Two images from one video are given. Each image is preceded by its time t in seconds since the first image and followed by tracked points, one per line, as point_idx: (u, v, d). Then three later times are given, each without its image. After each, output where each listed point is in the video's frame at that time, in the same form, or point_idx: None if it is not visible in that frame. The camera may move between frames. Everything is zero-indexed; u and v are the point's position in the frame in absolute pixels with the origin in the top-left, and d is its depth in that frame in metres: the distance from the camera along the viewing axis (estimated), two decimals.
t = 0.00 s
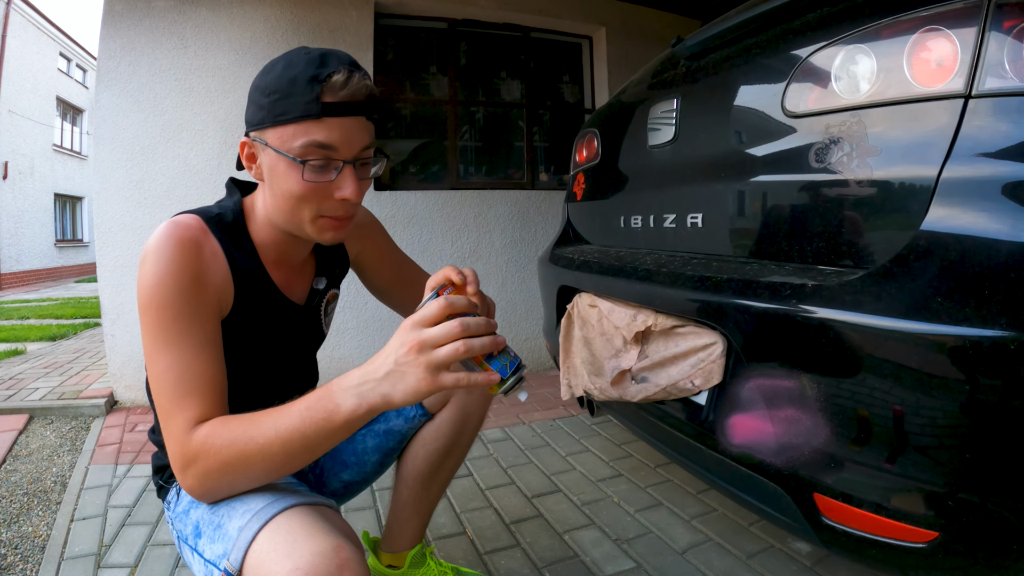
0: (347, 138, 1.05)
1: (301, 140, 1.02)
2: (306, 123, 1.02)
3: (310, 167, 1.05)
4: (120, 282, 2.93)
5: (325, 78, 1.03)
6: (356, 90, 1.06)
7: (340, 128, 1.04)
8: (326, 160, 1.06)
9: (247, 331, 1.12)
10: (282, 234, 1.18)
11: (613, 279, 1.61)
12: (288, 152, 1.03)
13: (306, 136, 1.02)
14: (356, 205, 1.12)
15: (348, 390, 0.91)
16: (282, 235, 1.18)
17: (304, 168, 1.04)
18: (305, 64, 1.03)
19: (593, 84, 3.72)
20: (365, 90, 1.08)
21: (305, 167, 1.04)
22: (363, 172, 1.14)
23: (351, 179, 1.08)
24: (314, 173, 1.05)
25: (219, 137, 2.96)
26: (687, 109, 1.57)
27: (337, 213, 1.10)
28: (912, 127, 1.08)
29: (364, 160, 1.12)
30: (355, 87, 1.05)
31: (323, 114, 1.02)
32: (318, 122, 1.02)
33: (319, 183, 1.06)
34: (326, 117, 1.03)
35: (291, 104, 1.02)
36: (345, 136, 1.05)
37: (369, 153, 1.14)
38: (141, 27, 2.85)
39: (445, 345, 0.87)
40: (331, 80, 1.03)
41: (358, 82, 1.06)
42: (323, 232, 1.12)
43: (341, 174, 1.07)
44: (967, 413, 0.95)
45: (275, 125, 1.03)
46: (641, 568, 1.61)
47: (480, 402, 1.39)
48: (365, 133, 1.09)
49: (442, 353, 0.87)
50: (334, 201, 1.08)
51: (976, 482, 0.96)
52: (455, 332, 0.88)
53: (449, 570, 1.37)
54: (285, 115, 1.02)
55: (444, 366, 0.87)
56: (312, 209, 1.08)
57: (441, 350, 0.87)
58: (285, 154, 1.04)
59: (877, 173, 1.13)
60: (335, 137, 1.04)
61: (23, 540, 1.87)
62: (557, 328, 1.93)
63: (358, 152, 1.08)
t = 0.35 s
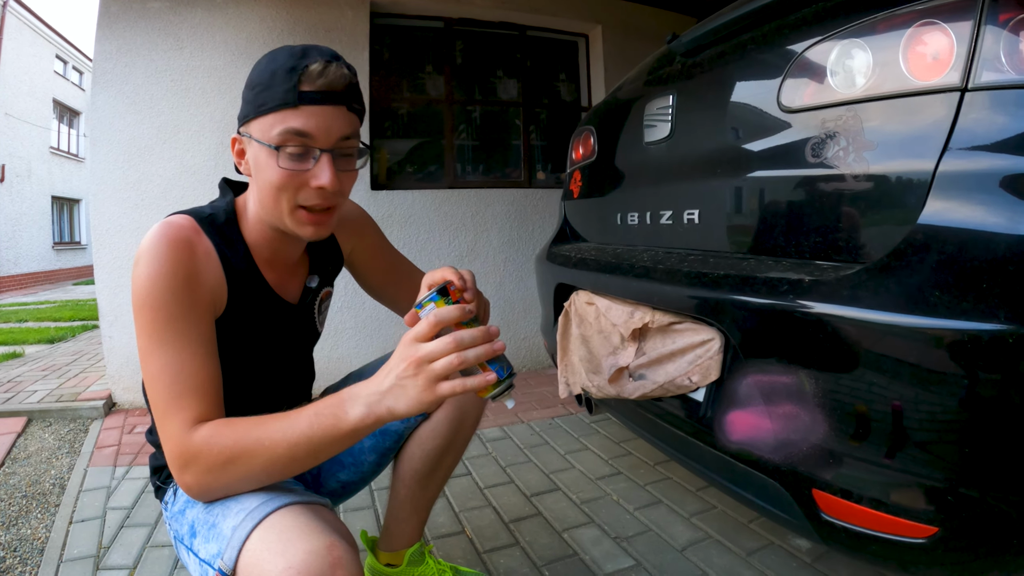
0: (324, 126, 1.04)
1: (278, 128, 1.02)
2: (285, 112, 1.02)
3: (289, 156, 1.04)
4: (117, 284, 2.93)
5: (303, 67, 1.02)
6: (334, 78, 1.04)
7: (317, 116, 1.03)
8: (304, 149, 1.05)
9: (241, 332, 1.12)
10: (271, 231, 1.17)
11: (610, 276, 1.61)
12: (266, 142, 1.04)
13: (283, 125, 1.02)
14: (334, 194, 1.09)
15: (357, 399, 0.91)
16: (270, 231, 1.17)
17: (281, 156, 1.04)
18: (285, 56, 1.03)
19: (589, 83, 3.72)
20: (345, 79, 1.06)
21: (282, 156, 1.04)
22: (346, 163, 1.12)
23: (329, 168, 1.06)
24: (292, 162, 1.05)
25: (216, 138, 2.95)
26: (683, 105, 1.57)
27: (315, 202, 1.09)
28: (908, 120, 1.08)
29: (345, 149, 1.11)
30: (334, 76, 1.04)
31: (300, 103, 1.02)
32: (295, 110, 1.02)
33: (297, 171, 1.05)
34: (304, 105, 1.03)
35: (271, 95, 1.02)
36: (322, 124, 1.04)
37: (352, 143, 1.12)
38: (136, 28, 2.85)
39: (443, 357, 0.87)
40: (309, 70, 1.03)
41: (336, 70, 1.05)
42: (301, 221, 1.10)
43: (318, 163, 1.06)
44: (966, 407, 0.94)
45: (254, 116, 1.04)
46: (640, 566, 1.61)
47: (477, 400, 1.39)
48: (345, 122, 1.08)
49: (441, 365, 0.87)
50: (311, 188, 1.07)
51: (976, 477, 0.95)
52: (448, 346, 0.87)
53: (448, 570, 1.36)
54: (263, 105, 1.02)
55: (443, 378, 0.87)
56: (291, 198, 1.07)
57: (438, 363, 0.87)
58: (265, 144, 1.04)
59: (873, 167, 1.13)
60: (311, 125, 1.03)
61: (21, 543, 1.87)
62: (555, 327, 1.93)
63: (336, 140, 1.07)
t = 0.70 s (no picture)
0: (309, 113, 1.07)
1: (269, 115, 1.09)
2: (278, 101, 1.09)
3: (278, 142, 1.09)
4: (121, 286, 2.93)
5: (300, 62, 1.09)
6: (327, 71, 1.09)
7: (305, 104, 1.08)
8: (292, 136, 1.08)
9: (253, 332, 1.12)
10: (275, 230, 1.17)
11: (615, 279, 1.61)
12: (261, 130, 1.10)
13: (273, 112, 1.08)
14: (318, 182, 1.08)
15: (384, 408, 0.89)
16: (274, 230, 1.17)
17: (271, 143, 1.09)
18: (290, 55, 1.12)
19: (592, 85, 3.73)
20: (340, 73, 1.10)
21: (272, 141, 1.09)
22: (338, 156, 1.11)
23: (308, 154, 1.07)
24: (279, 148, 1.08)
25: (220, 140, 2.96)
26: (687, 109, 1.58)
27: (299, 191, 1.08)
28: (913, 124, 1.08)
29: (338, 142, 1.11)
30: (328, 68, 1.09)
31: (291, 91, 1.08)
32: (285, 98, 1.08)
33: (284, 157, 1.08)
34: (294, 93, 1.08)
35: (270, 88, 1.11)
36: (308, 111, 1.07)
37: (347, 138, 1.12)
38: (141, 31, 2.86)
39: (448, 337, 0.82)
40: (305, 63, 1.09)
41: (332, 65, 1.10)
42: (285, 210, 1.08)
43: (301, 149, 1.08)
44: (971, 410, 0.95)
45: (258, 106, 1.13)
46: (644, 568, 1.61)
47: (484, 403, 1.40)
48: (336, 113, 1.09)
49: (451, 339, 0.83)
50: (292, 174, 1.07)
51: (981, 479, 0.96)
52: (444, 333, 0.80)
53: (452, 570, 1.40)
54: (266, 95, 1.11)
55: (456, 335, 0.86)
56: (276, 185, 1.09)
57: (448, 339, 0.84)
58: (260, 131, 1.11)
59: (877, 170, 1.13)
60: (297, 111, 1.07)
61: (27, 545, 1.87)
62: (559, 329, 1.94)
63: (323, 129, 1.08)
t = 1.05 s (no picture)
0: (312, 112, 1.07)
1: (272, 113, 1.09)
2: (281, 99, 1.09)
3: (280, 140, 1.08)
4: (120, 286, 2.93)
5: (304, 61, 1.10)
6: (331, 70, 1.10)
7: (308, 104, 1.08)
8: (294, 134, 1.08)
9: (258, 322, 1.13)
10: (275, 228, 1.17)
11: (613, 281, 1.62)
12: (263, 128, 1.10)
13: (276, 110, 1.08)
14: (320, 181, 1.08)
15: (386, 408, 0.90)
16: (274, 229, 1.17)
17: (273, 141, 1.09)
18: (294, 54, 1.12)
19: (592, 86, 3.73)
20: (344, 73, 1.11)
21: (274, 139, 1.09)
22: (340, 156, 1.12)
23: (310, 154, 1.07)
24: (281, 146, 1.08)
25: (219, 140, 2.96)
26: (686, 110, 1.58)
27: (301, 190, 1.08)
28: (911, 126, 1.09)
29: (341, 142, 1.11)
30: (332, 68, 1.10)
31: (295, 89, 1.09)
32: (289, 96, 1.09)
33: (286, 155, 1.08)
34: (298, 92, 1.09)
35: (274, 86, 1.11)
36: (311, 110, 1.07)
37: (350, 138, 1.12)
38: (140, 31, 2.86)
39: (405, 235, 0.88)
40: (309, 62, 1.10)
41: (336, 64, 1.10)
42: (286, 209, 1.08)
43: (303, 148, 1.08)
44: (967, 411, 0.95)
45: (261, 104, 1.13)
46: (642, 569, 1.61)
47: (481, 399, 1.40)
48: (339, 113, 1.09)
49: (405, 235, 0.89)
50: (294, 173, 1.07)
51: (978, 481, 0.96)
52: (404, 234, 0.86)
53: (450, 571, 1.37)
54: (269, 94, 1.12)
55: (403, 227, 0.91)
56: (278, 184, 1.08)
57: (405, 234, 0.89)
58: (263, 129, 1.11)
59: (875, 172, 1.13)
60: (300, 110, 1.07)
61: (25, 545, 1.87)
62: (557, 330, 1.94)
63: (326, 129, 1.08)
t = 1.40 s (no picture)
0: (315, 120, 1.07)
1: (275, 119, 1.09)
2: (284, 105, 1.09)
3: (282, 146, 1.09)
4: (120, 287, 2.93)
5: (308, 68, 1.09)
6: (335, 78, 1.09)
7: (311, 111, 1.07)
8: (296, 141, 1.09)
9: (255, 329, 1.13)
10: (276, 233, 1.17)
11: (613, 281, 1.62)
12: (266, 133, 1.10)
13: (279, 116, 1.08)
14: (320, 190, 1.08)
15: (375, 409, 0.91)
16: (274, 234, 1.17)
17: (276, 147, 1.09)
18: (298, 59, 1.11)
19: (591, 86, 3.73)
20: (348, 81, 1.10)
21: (276, 145, 1.09)
22: (341, 165, 1.12)
23: (311, 163, 1.07)
24: (284, 153, 1.09)
25: (218, 141, 2.96)
26: (685, 111, 1.58)
27: (302, 198, 1.08)
28: (910, 126, 1.09)
29: (342, 152, 1.12)
30: (336, 76, 1.09)
31: (298, 96, 1.08)
32: (292, 103, 1.08)
33: (287, 162, 1.08)
34: (301, 99, 1.08)
35: (278, 91, 1.11)
36: (313, 118, 1.07)
37: (352, 147, 1.13)
38: (139, 33, 2.86)
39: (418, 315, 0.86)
40: (313, 69, 1.09)
41: (340, 73, 1.10)
42: (286, 216, 1.08)
43: (306, 156, 1.08)
44: (967, 411, 0.95)
45: (264, 109, 1.12)
46: (643, 569, 1.61)
47: (480, 400, 1.40)
48: (342, 122, 1.09)
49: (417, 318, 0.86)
50: (295, 181, 1.07)
51: (978, 481, 0.96)
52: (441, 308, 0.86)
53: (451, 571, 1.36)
54: (272, 98, 1.12)
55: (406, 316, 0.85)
56: (279, 191, 1.09)
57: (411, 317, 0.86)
58: (265, 135, 1.11)
59: (875, 172, 1.13)
60: (303, 117, 1.07)
61: (26, 546, 1.87)
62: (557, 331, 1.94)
63: (328, 137, 1.09)
